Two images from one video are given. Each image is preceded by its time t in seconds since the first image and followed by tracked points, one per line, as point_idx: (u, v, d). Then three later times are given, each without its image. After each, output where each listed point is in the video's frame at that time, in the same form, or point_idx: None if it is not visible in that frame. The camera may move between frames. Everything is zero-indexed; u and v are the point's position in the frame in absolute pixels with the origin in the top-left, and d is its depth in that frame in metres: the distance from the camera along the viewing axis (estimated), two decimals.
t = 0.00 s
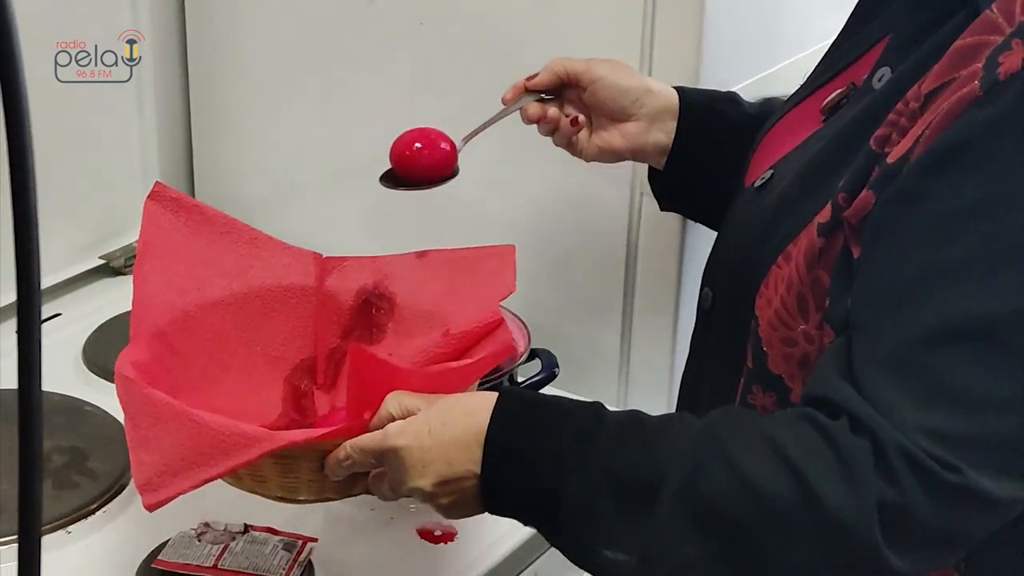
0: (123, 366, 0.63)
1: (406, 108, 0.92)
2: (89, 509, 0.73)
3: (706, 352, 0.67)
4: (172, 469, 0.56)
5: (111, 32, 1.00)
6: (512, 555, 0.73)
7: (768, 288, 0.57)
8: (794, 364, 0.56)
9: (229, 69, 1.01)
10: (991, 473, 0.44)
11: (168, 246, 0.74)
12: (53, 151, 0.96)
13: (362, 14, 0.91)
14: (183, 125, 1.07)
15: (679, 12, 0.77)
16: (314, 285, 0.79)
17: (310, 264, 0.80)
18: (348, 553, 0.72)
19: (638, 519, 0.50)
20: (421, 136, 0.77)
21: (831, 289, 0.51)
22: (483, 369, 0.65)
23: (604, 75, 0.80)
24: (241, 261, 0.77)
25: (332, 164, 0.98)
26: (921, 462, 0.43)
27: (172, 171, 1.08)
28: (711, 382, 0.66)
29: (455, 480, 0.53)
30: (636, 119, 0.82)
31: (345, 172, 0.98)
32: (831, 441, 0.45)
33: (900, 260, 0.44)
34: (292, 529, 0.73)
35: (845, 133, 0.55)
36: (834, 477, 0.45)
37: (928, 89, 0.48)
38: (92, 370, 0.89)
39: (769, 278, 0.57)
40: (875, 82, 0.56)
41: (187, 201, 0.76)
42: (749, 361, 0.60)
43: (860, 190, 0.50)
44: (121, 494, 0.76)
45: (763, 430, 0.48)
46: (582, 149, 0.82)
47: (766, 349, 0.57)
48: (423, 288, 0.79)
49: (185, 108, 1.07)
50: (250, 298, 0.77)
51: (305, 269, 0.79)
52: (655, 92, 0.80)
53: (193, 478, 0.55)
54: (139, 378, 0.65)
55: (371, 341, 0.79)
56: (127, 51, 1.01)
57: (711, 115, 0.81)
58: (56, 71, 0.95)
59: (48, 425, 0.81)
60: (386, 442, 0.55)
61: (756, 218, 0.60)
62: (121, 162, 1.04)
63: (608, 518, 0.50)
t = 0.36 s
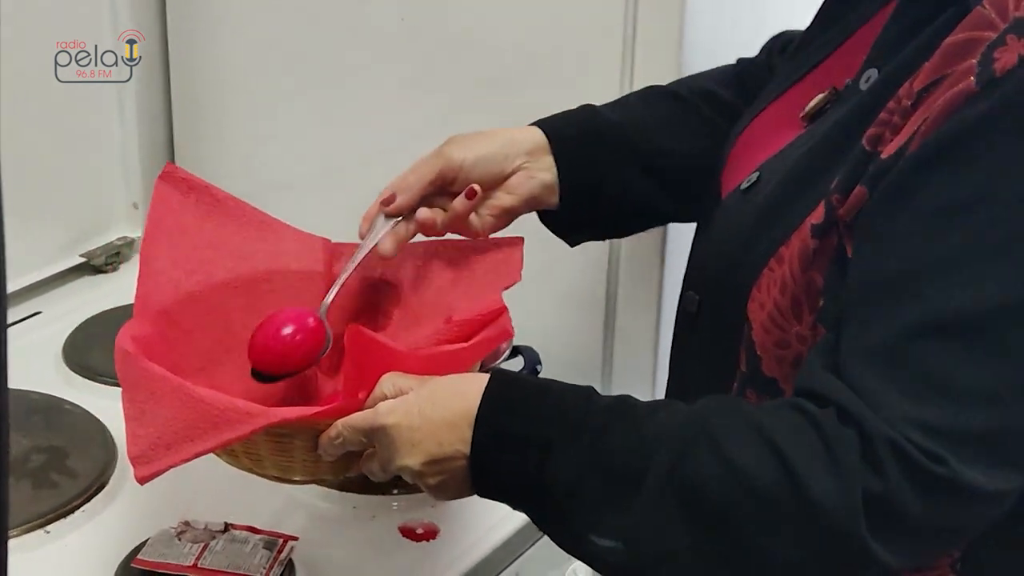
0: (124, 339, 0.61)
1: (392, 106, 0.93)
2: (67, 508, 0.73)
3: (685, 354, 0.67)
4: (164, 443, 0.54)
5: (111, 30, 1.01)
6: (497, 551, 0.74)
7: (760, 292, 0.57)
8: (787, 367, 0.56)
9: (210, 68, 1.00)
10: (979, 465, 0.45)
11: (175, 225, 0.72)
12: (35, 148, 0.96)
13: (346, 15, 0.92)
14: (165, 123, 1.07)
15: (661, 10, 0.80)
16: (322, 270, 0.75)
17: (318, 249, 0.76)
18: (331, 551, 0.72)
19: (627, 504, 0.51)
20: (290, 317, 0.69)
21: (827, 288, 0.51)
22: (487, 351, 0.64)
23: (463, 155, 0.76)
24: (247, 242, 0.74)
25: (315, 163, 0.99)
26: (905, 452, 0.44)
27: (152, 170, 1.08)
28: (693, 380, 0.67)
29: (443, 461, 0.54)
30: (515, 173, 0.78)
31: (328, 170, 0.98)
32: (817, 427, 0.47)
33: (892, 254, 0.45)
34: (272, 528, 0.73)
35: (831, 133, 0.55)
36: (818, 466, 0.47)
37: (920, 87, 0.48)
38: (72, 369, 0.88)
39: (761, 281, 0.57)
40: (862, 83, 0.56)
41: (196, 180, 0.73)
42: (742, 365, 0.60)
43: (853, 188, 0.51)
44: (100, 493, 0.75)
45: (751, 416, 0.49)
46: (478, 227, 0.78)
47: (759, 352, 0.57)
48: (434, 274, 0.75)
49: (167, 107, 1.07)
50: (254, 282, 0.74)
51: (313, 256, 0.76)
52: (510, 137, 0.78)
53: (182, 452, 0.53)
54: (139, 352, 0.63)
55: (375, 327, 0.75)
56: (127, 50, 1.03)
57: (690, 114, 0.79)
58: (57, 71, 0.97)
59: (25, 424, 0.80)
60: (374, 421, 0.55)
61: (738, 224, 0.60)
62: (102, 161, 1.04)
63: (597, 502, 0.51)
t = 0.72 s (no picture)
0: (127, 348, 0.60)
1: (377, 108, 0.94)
2: (53, 510, 0.73)
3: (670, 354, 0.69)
4: (177, 454, 0.55)
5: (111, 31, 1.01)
6: (484, 547, 0.75)
7: (747, 302, 0.58)
8: (778, 375, 0.58)
9: (198, 70, 1.01)
10: (970, 471, 0.46)
11: (172, 217, 0.70)
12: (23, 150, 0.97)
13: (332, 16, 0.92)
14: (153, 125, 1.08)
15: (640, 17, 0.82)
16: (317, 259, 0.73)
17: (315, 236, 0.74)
18: (318, 549, 0.73)
19: (626, 504, 0.52)
20: (271, 390, 0.67)
21: (816, 298, 0.52)
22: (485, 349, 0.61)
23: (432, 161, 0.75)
24: (245, 233, 0.72)
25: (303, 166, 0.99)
26: (893, 457, 0.45)
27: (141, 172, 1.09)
28: (675, 382, 0.68)
29: (439, 465, 0.55)
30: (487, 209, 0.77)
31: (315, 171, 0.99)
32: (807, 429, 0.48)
33: (882, 263, 0.46)
34: (259, 527, 0.74)
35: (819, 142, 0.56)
36: (813, 470, 0.48)
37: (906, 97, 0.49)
38: (60, 369, 0.89)
39: (749, 291, 0.58)
40: (844, 92, 0.57)
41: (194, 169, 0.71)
42: (732, 373, 0.61)
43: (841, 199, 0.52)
44: (89, 492, 0.76)
45: (746, 419, 0.51)
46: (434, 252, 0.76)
47: (751, 362, 0.58)
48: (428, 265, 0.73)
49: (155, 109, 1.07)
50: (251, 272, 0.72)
51: (311, 244, 0.74)
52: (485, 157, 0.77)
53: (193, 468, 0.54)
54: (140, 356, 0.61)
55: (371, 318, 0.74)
56: (128, 51, 1.03)
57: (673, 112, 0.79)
58: (56, 71, 0.98)
59: (14, 426, 0.81)
60: (369, 427, 0.55)
61: (727, 234, 0.60)
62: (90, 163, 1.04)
63: (594, 500, 0.53)
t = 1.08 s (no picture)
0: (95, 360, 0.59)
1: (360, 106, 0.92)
2: (30, 518, 0.72)
3: (660, 360, 0.67)
4: (150, 468, 0.55)
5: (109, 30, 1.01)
6: (471, 554, 0.73)
7: (734, 302, 0.56)
8: (766, 379, 0.56)
9: (180, 66, 0.99)
10: (970, 484, 0.45)
11: (138, 227, 0.69)
12: None
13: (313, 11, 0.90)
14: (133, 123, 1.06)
15: (629, 11, 0.78)
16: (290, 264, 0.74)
17: (288, 242, 0.74)
18: (302, 557, 0.72)
19: (614, 517, 0.52)
20: (243, 401, 0.67)
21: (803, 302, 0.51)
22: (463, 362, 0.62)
23: (524, 90, 0.76)
24: (213, 241, 0.72)
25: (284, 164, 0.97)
26: (895, 472, 0.44)
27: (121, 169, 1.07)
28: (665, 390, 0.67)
29: (420, 482, 0.54)
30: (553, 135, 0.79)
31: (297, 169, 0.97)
32: (803, 443, 0.47)
33: (873, 270, 0.45)
34: (242, 534, 0.73)
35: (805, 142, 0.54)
36: (806, 485, 0.47)
37: (896, 97, 0.48)
38: (38, 372, 0.87)
39: (736, 291, 0.56)
40: (837, 90, 0.55)
41: (160, 178, 0.71)
42: (718, 376, 0.59)
43: (828, 200, 0.50)
44: (67, 500, 0.75)
45: (735, 432, 0.50)
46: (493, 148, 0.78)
47: (736, 364, 0.57)
48: (406, 267, 0.72)
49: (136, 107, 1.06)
50: (223, 281, 0.73)
51: (281, 251, 0.74)
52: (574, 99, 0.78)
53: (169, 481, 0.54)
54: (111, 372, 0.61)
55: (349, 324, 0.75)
56: (127, 50, 1.03)
57: (656, 115, 0.79)
58: (56, 71, 0.99)
59: None
60: (350, 443, 0.54)
61: (713, 236, 0.59)
62: (69, 160, 1.02)
63: (581, 514, 0.52)
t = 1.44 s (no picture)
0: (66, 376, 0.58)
1: (352, 110, 0.92)
2: (39, 507, 0.75)
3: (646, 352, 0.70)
4: (127, 479, 0.53)
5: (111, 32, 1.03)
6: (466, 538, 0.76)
7: (705, 291, 0.60)
8: (734, 366, 0.59)
9: (182, 71, 1.02)
10: (947, 466, 0.47)
11: (105, 245, 0.68)
12: None
13: (309, 15, 0.92)
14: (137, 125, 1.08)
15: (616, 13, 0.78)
16: (253, 279, 0.73)
17: (249, 259, 0.74)
18: (301, 544, 0.75)
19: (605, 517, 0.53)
20: (216, 413, 0.67)
21: (771, 291, 0.54)
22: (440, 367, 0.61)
23: (513, 202, 0.80)
24: (180, 254, 0.71)
25: (282, 164, 0.99)
26: (877, 457, 0.46)
27: (128, 170, 1.10)
28: (650, 381, 0.69)
29: (408, 483, 0.55)
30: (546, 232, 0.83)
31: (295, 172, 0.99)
32: (788, 434, 0.49)
33: (839, 260, 0.47)
34: (244, 521, 0.76)
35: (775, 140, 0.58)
36: (795, 474, 0.48)
37: (858, 96, 0.51)
38: (46, 365, 0.90)
39: (706, 280, 0.60)
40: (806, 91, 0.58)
41: (124, 195, 0.70)
42: (690, 361, 0.63)
43: (794, 195, 0.53)
44: (75, 489, 0.77)
45: (722, 427, 0.51)
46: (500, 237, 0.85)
47: (706, 350, 0.60)
48: (370, 280, 0.71)
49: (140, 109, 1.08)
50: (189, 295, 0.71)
51: (242, 265, 0.73)
52: (565, 200, 0.81)
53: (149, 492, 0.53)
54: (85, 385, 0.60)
55: (312, 337, 0.73)
56: (127, 51, 1.04)
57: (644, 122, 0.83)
58: (56, 71, 1.01)
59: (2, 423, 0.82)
60: (336, 448, 0.55)
61: (688, 227, 0.63)
62: (75, 163, 1.05)
63: (578, 513, 0.53)
